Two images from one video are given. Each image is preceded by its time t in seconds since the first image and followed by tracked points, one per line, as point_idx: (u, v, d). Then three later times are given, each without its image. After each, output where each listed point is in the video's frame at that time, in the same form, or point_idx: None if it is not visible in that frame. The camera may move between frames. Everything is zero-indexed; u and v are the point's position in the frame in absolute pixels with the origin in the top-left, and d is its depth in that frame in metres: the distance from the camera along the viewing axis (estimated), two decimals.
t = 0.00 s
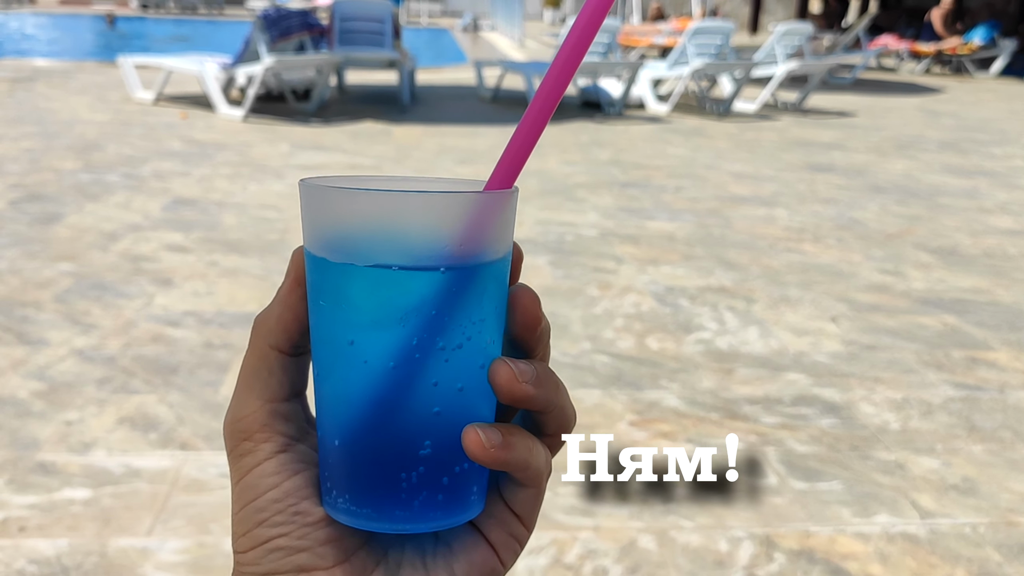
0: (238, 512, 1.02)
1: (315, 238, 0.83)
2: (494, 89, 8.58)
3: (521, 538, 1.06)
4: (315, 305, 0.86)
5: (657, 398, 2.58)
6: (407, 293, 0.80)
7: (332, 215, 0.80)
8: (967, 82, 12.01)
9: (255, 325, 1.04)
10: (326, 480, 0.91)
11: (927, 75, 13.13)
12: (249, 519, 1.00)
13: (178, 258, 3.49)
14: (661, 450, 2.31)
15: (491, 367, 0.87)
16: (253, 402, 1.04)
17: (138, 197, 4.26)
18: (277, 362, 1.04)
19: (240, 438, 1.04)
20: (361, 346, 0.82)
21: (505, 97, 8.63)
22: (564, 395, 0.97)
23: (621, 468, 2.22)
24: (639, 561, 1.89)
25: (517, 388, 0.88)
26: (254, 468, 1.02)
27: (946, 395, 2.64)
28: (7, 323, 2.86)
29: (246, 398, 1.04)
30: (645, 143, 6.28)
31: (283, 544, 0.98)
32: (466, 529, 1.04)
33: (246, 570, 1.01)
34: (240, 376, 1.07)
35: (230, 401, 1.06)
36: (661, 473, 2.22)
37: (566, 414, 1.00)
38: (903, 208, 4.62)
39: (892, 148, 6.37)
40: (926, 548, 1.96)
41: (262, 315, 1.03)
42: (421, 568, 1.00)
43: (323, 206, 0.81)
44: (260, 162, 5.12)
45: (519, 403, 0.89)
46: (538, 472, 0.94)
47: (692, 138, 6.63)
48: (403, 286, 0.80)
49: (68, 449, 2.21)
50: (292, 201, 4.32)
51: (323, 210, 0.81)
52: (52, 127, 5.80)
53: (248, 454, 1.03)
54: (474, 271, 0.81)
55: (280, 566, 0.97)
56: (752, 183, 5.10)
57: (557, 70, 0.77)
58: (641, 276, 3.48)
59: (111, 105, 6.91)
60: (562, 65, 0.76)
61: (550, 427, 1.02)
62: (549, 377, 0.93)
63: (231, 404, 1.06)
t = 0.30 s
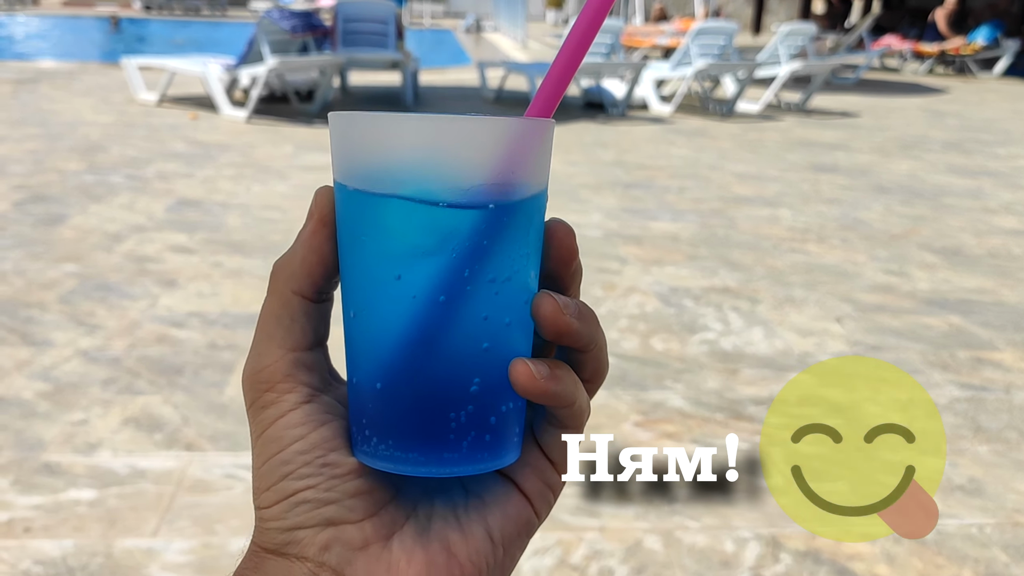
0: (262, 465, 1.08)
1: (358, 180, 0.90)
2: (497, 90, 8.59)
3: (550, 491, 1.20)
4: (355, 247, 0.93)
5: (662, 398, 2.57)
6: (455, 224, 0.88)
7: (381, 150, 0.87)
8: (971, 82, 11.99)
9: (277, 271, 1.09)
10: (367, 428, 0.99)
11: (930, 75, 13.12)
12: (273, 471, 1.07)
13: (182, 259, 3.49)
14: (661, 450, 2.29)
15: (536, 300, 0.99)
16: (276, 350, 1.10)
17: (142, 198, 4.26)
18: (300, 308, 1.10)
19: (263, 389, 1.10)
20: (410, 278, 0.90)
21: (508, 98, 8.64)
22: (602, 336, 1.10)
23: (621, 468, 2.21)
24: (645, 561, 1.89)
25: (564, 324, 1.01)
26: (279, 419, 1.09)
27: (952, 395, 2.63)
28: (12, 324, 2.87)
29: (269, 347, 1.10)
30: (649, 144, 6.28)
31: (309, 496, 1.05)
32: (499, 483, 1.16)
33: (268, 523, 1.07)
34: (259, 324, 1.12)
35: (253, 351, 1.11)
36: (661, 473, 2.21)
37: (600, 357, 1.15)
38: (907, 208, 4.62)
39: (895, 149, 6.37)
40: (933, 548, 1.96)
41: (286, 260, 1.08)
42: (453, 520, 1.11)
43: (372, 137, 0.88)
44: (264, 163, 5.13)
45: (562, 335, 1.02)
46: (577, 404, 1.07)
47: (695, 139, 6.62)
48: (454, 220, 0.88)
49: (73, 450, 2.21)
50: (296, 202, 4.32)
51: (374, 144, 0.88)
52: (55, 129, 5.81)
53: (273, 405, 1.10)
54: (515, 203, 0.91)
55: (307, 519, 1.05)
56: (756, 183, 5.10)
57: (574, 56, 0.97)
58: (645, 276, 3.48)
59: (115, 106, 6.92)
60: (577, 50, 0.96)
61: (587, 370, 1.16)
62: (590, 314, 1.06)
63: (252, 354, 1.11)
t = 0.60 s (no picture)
0: (268, 458, 1.09)
1: (366, 164, 0.90)
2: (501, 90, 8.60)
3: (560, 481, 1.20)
4: (362, 233, 0.93)
5: (666, 400, 2.57)
6: (464, 206, 0.88)
7: (387, 132, 0.87)
8: (974, 83, 11.99)
9: (280, 260, 1.08)
10: (375, 418, 0.98)
11: (934, 76, 13.12)
12: (279, 464, 1.07)
13: (186, 260, 3.49)
14: (661, 450, 2.29)
15: (543, 285, 1.00)
16: (280, 341, 1.10)
17: (146, 199, 4.27)
18: (304, 297, 1.09)
19: (267, 380, 1.10)
20: (419, 262, 0.90)
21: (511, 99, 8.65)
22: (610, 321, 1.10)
23: (621, 468, 2.20)
24: (649, 563, 1.89)
25: (573, 309, 1.02)
26: (284, 411, 1.09)
27: (956, 397, 2.63)
28: (16, 325, 2.87)
29: (273, 338, 1.10)
30: (652, 145, 6.28)
31: (315, 489, 1.06)
32: (508, 473, 1.16)
33: (275, 517, 1.08)
34: (263, 315, 1.11)
35: (257, 342, 1.11)
36: (661, 473, 2.21)
37: (608, 342, 1.15)
38: (911, 209, 4.62)
39: (899, 150, 6.37)
40: (937, 551, 1.96)
41: (288, 250, 1.07)
42: (462, 511, 1.10)
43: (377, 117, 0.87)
44: (268, 164, 5.13)
45: (571, 318, 1.03)
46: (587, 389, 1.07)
47: (699, 140, 6.63)
48: (463, 201, 0.88)
49: (77, 451, 2.21)
50: (299, 202, 4.32)
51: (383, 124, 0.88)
52: (60, 129, 5.82)
53: (277, 396, 1.10)
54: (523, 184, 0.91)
55: (314, 512, 1.05)
56: (760, 184, 5.10)
57: (573, 46, 0.97)
58: (649, 278, 3.48)
59: (119, 107, 6.93)
60: (578, 41, 0.96)
61: (596, 357, 1.16)
62: (598, 298, 1.07)
63: (256, 345, 1.11)
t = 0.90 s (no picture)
0: (274, 464, 1.08)
1: (379, 171, 0.90)
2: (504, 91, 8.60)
3: (565, 483, 1.20)
4: (379, 240, 0.92)
5: (670, 401, 2.57)
6: (486, 213, 0.88)
7: (404, 138, 0.87)
8: (978, 85, 11.98)
9: (292, 265, 1.06)
10: (392, 425, 0.98)
11: (938, 78, 13.11)
12: (286, 470, 1.07)
13: (190, 260, 3.49)
14: (661, 450, 2.29)
15: (560, 288, 1.02)
16: (289, 348, 1.08)
17: (150, 199, 4.27)
18: (315, 303, 1.07)
19: (275, 386, 1.09)
20: (439, 269, 0.90)
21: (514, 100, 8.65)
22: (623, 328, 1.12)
23: (621, 468, 2.19)
24: (653, 564, 1.89)
25: (588, 312, 1.04)
26: (292, 419, 1.08)
27: (961, 399, 2.62)
28: (20, 325, 2.87)
29: (282, 345, 1.08)
30: (656, 146, 6.28)
31: (322, 496, 1.05)
32: (515, 479, 1.17)
33: (278, 522, 1.07)
34: (271, 320, 1.09)
35: (265, 347, 1.09)
36: (661, 473, 2.21)
37: (621, 349, 1.16)
38: (915, 211, 4.61)
39: (903, 152, 6.36)
40: (942, 553, 1.95)
41: (300, 256, 1.05)
42: (468, 517, 1.11)
43: (398, 122, 0.86)
44: (271, 164, 5.14)
45: (585, 322, 1.04)
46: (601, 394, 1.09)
47: (702, 141, 6.62)
48: (484, 208, 0.88)
49: (81, 451, 2.21)
50: (303, 203, 4.33)
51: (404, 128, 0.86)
52: (63, 130, 5.83)
53: (285, 403, 1.08)
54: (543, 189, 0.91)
55: (319, 518, 1.05)
56: (763, 186, 5.10)
57: (587, 52, 0.97)
58: (652, 279, 3.48)
59: (122, 107, 6.94)
60: (594, 42, 0.96)
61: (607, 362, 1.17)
62: (613, 304, 1.08)
63: (264, 351, 1.09)
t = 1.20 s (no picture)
0: (275, 466, 1.06)
1: (409, 160, 0.88)
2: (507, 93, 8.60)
3: (563, 482, 1.22)
4: (409, 233, 0.91)
5: (672, 402, 2.56)
6: (527, 206, 0.89)
7: (449, 129, 0.86)
8: (981, 86, 11.96)
9: (308, 267, 1.02)
10: (419, 421, 0.97)
11: (941, 79, 13.09)
12: (286, 473, 1.05)
13: (193, 261, 3.50)
14: (661, 450, 2.29)
15: (574, 273, 1.05)
16: (301, 352, 1.05)
17: (153, 200, 4.28)
18: (331, 307, 1.03)
19: (283, 390, 1.06)
20: (479, 262, 0.90)
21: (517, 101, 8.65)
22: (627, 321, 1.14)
23: (621, 468, 2.19)
24: (656, 566, 1.88)
25: (600, 297, 1.06)
26: (298, 421, 1.06)
27: (964, 401, 2.62)
28: (23, 326, 2.88)
29: (293, 348, 1.05)
30: (659, 147, 6.27)
31: (319, 501, 1.04)
32: (512, 477, 1.18)
33: (274, 524, 1.06)
34: (281, 322, 1.05)
35: (276, 349, 1.06)
36: (661, 473, 2.21)
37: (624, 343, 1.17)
38: (919, 213, 4.60)
39: (906, 153, 6.36)
40: (945, 555, 1.95)
41: (316, 257, 1.00)
42: (463, 517, 1.12)
43: (445, 112, 0.86)
44: (274, 166, 5.14)
45: (596, 309, 1.08)
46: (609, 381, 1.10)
47: (705, 142, 6.61)
48: (525, 201, 0.89)
49: (84, 451, 2.22)
50: (306, 204, 4.33)
51: (451, 117, 0.86)
52: (67, 131, 5.84)
53: (291, 406, 1.06)
54: (570, 185, 0.94)
55: (314, 523, 1.04)
56: (766, 187, 5.09)
57: (592, 54, 0.95)
58: (655, 280, 3.48)
59: (126, 109, 6.94)
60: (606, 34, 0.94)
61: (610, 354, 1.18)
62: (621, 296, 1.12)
63: (274, 352, 1.06)
